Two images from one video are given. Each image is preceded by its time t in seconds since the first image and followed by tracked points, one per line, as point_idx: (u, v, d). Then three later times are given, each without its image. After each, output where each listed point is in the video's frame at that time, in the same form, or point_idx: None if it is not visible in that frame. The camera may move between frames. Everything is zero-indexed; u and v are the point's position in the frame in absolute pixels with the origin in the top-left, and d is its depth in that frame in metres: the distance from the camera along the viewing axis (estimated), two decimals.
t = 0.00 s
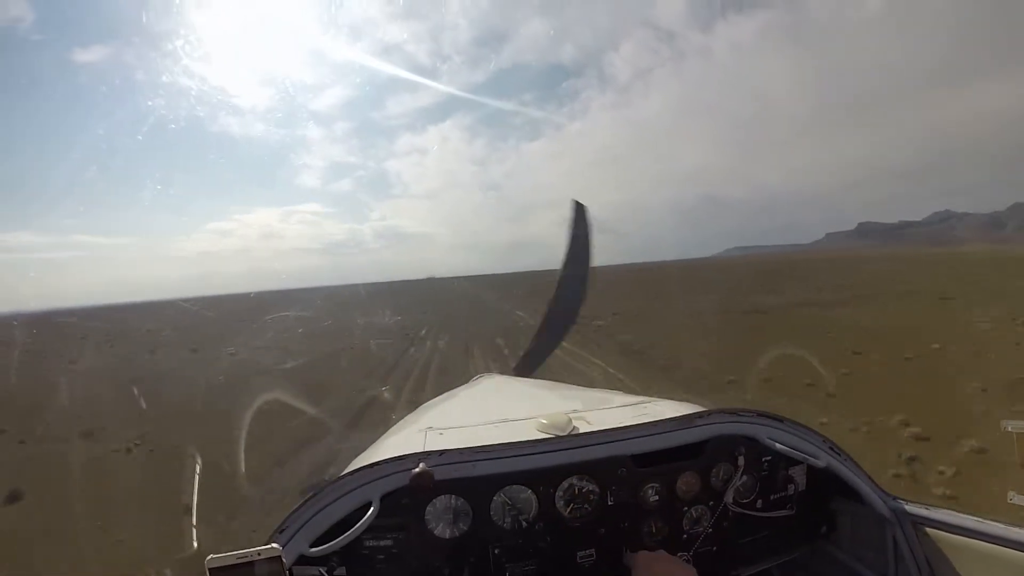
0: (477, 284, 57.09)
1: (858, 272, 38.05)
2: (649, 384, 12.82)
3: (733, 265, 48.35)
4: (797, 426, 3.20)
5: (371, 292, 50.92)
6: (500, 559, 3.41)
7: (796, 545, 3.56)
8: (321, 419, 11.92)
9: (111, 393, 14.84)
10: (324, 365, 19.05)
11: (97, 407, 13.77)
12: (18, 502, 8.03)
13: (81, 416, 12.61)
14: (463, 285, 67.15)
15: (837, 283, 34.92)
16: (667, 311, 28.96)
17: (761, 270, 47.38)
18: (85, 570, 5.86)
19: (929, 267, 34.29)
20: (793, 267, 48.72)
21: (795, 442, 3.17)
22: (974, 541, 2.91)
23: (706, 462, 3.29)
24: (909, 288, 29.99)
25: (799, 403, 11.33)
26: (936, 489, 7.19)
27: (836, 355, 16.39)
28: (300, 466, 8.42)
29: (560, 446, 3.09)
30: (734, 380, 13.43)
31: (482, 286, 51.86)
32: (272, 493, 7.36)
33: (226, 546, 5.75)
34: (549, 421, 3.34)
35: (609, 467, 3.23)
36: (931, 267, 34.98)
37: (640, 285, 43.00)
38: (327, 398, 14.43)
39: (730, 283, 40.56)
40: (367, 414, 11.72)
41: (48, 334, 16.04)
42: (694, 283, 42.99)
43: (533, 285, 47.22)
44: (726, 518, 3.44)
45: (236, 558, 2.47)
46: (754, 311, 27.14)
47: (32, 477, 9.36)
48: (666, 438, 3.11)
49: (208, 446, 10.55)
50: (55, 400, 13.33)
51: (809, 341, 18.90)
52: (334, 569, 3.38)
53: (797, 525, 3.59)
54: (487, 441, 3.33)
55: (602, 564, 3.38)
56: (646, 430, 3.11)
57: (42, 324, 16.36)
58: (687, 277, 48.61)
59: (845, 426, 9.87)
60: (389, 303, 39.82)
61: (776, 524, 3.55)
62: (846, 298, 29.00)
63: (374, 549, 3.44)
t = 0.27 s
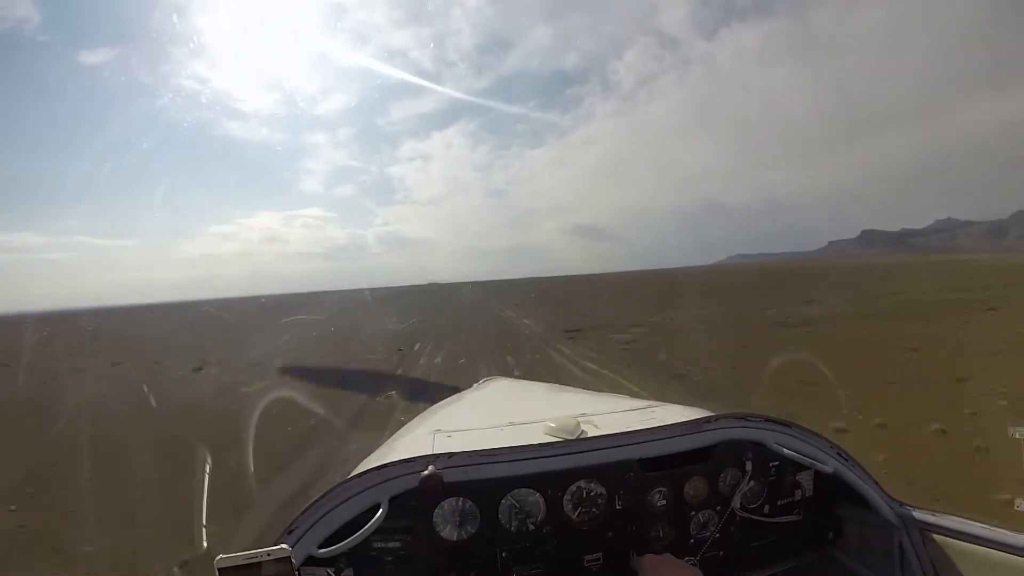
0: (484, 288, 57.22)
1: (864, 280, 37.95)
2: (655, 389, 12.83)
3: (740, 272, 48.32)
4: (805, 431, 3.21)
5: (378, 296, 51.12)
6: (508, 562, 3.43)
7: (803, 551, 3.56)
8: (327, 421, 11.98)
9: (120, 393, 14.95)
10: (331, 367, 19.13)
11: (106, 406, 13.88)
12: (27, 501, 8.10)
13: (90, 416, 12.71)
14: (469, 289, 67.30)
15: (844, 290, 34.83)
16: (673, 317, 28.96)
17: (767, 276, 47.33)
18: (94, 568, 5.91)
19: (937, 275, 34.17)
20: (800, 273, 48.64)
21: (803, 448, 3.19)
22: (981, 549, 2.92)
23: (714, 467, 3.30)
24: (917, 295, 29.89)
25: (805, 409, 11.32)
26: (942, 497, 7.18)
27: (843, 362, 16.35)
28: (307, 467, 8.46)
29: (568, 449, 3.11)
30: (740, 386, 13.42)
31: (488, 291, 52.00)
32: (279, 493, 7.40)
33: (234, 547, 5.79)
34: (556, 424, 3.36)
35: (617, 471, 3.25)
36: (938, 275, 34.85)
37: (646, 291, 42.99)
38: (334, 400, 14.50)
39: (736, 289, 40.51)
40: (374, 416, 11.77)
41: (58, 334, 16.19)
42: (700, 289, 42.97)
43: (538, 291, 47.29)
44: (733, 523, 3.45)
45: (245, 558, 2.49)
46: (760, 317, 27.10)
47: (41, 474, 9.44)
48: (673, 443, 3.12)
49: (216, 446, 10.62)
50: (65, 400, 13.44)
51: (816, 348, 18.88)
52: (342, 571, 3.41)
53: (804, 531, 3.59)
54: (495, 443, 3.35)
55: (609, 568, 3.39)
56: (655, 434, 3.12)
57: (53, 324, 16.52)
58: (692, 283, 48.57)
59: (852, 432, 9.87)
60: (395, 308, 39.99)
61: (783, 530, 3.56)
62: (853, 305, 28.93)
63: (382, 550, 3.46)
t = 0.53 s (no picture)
0: (487, 286, 57.32)
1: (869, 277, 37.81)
2: (659, 386, 12.80)
3: (744, 269, 48.19)
4: (814, 427, 3.19)
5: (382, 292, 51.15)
6: (515, 559, 3.42)
7: (812, 547, 3.54)
8: (332, 418, 11.99)
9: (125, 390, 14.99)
10: (335, 364, 19.11)
11: (111, 404, 13.90)
12: (33, 498, 8.13)
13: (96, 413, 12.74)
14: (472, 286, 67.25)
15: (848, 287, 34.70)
16: (677, 314, 28.89)
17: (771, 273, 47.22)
18: (100, 565, 5.92)
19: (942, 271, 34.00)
20: (804, 270, 48.49)
21: (812, 443, 3.16)
22: (991, 546, 2.90)
23: (722, 463, 3.28)
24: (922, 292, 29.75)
25: (811, 406, 11.26)
26: (950, 494, 7.11)
27: (848, 359, 16.30)
28: (312, 463, 8.45)
29: (576, 445, 3.10)
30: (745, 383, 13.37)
31: (491, 288, 51.95)
32: (285, 489, 7.39)
33: (240, 542, 5.79)
34: (563, 420, 3.34)
35: (625, 467, 3.23)
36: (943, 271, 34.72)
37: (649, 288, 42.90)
38: (338, 396, 14.52)
39: (740, 286, 40.38)
40: (378, 412, 11.75)
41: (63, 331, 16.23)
42: (704, 286, 42.86)
43: (541, 289, 47.29)
44: (741, 519, 3.43)
45: (251, 555, 2.48)
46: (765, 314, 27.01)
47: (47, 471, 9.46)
48: (682, 438, 3.10)
49: (221, 443, 10.63)
50: (70, 398, 13.48)
51: (820, 345, 18.79)
52: (348, 567, 3.40)
53: (812, 527, 3.57)
54: (502, 439, 3.34)
55: (616, 565, 3.38)
56: (663, 430, 3.10)
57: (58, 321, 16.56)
58: (696, 280, 48.45)
59: (858, 429, 9.80)
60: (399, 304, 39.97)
61: (791, 526, 3.54)
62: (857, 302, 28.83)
63: (388, 546, 3.45)
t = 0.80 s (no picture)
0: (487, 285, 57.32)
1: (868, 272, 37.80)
2: (659, 384, 12.75)
3: (742, 267, 48.16)
4: (818, 424, 3.16)
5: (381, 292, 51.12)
6: (516, 557, 3.40)
7: (815, 545, 3.51)
8: (332, 416, 12.00)
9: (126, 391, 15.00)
10: (334, 363, 19.07)
11: (111, 404, 13.86)
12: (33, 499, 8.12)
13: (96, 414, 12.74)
14: (471, 285, 67.18)
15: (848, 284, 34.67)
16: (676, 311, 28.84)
17: (771, 271, 47.16)
18: (100, 565, 5.90)
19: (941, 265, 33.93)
20: (803, 267, 48.38)
21: (815, 441, 3.14)
22: (995, 542, 2.88)
23: (725, 460, 3.26)
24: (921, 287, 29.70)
25: (811, 404, 11.19)
26: (953, 493, 7.04)
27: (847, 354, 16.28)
28: (311, 463, 8.42)
29: (578, 443, 3.08)
30: (746, 381, 13.32)
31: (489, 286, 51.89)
32: (284, 489, 7.37)
33: (239, 542, 5.78)
34: (565, 417, 3.32)
35: (627, 465, 3.21)
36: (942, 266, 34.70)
37: (648, 287, 42.83)
38: (338, 395, 14.52)
39: (739, 284, 40.31)
40: (378, 411, 11.73)
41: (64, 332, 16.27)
42: (703, 283, 42.80)
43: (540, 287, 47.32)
44: (744, 517, 3.41)
45: (252, 555, 2.46)
46: (764, 311, 26.94)
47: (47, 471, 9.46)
48: (685, 436, 3.08)
49: (221, 443, 10.60)
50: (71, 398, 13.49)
51: (821, 341, 18.69)
52: (349, 566, 3.39)
53: (816, 524, 3.55)
54: (504, 437, 3.32)
55: (619, 564, 3.35)
56: (665, 428, 3.08)
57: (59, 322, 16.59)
58: (695, 277, 48.39)
59: (860, 426, 9.74)
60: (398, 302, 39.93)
61: (794, 524, 3.51)
62: (856, 297, 28.78)
63: (390, 545, 3.43)
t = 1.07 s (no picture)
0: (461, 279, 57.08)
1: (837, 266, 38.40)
2: (625, 378, 12.66)
3: (711, 259, 48.61)
4: (774, 425, 3.16)
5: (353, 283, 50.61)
6: (469, 550, 3.34)
7: (768, 545, 3.53)
8: (295, 402, 11.81)
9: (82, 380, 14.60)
10: (298, 353, 18.79)
11: (62, 394, 13.42)
12: None
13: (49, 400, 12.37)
14: (445, 278, 66.72)
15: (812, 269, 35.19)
16: (645, 306, 28.97)
17: (739, 259, 47.64)
18: (43, 550, 5.71)
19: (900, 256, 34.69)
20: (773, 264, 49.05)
21: (770, 441, 3.14)
22: (937, 543, 2.91)
23: (681, 458, 3.24)
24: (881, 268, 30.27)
25: (772, 399, 11.25)
26: (909, 483, 7.11)
27: (812, 348, 16.52)
28: (267, 450, 8.24)
29: (533, 436, 3.04)
30: (710, 376, 13.35)
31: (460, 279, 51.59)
32: (238, 478, 7.20)
33: (190, 529, 5.63)
34: (521, 410, 3.28)
35: (583, 459, 3.18)
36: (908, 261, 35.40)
37: (618, 280, 42.92)
38: (302, 381, 14.30)
39: (708, 274, 40.61)
40: (339, 398, 11.55)
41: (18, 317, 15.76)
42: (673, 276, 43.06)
43: (513, 281, 47.29)
44: (699, 515, 3.41)
45: (198, 544, 2.35)
46: (730, 303, 27.20)
47: None
48: (640, 432, 3.05)
49: (175, 430, 10.32)
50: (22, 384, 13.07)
51: (784, 334, 18.87)
52: (298, 556, 3.30)
53: (770, 523, 3.56)
54: (459, 428, 3.26)
55: (572, 559, 3.31)
56: (621, 423, 3.05)
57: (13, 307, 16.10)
58: (665, 270, 48.65)
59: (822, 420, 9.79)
60: (367, 296, 39.49)
61: (748, 523, 3.52)
62: (820, 285, 29.23)
63: (340, 536, 3.35)
